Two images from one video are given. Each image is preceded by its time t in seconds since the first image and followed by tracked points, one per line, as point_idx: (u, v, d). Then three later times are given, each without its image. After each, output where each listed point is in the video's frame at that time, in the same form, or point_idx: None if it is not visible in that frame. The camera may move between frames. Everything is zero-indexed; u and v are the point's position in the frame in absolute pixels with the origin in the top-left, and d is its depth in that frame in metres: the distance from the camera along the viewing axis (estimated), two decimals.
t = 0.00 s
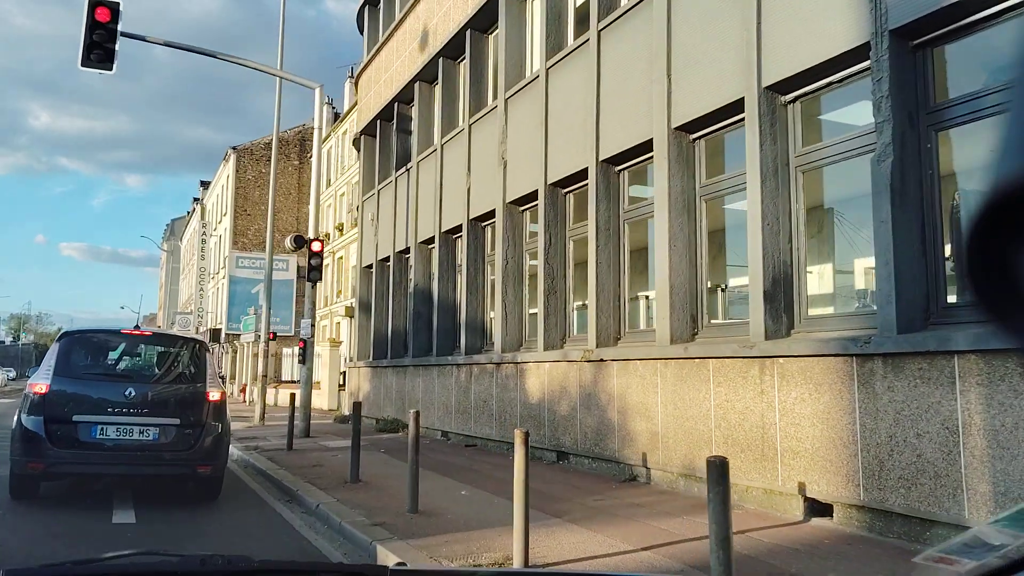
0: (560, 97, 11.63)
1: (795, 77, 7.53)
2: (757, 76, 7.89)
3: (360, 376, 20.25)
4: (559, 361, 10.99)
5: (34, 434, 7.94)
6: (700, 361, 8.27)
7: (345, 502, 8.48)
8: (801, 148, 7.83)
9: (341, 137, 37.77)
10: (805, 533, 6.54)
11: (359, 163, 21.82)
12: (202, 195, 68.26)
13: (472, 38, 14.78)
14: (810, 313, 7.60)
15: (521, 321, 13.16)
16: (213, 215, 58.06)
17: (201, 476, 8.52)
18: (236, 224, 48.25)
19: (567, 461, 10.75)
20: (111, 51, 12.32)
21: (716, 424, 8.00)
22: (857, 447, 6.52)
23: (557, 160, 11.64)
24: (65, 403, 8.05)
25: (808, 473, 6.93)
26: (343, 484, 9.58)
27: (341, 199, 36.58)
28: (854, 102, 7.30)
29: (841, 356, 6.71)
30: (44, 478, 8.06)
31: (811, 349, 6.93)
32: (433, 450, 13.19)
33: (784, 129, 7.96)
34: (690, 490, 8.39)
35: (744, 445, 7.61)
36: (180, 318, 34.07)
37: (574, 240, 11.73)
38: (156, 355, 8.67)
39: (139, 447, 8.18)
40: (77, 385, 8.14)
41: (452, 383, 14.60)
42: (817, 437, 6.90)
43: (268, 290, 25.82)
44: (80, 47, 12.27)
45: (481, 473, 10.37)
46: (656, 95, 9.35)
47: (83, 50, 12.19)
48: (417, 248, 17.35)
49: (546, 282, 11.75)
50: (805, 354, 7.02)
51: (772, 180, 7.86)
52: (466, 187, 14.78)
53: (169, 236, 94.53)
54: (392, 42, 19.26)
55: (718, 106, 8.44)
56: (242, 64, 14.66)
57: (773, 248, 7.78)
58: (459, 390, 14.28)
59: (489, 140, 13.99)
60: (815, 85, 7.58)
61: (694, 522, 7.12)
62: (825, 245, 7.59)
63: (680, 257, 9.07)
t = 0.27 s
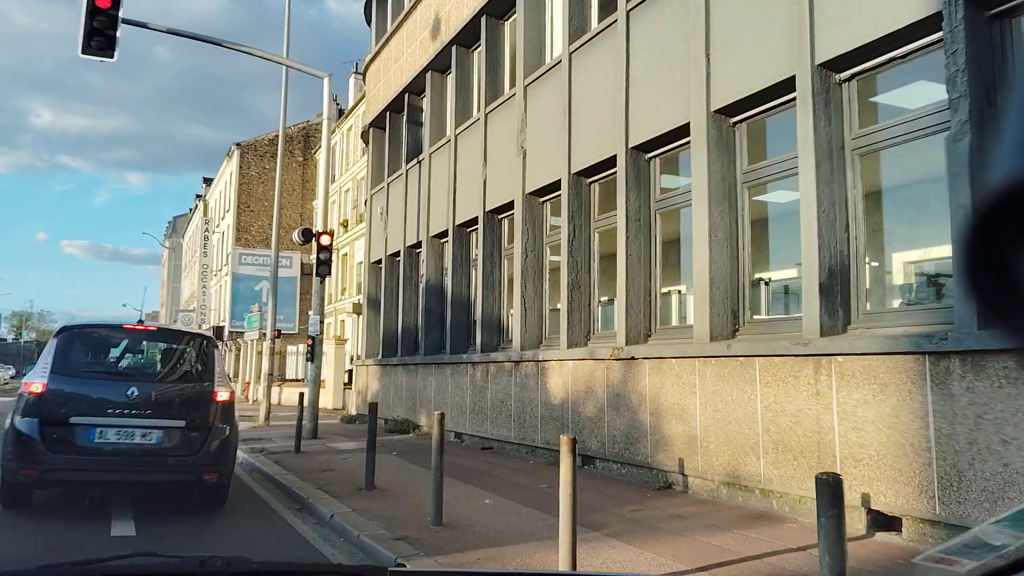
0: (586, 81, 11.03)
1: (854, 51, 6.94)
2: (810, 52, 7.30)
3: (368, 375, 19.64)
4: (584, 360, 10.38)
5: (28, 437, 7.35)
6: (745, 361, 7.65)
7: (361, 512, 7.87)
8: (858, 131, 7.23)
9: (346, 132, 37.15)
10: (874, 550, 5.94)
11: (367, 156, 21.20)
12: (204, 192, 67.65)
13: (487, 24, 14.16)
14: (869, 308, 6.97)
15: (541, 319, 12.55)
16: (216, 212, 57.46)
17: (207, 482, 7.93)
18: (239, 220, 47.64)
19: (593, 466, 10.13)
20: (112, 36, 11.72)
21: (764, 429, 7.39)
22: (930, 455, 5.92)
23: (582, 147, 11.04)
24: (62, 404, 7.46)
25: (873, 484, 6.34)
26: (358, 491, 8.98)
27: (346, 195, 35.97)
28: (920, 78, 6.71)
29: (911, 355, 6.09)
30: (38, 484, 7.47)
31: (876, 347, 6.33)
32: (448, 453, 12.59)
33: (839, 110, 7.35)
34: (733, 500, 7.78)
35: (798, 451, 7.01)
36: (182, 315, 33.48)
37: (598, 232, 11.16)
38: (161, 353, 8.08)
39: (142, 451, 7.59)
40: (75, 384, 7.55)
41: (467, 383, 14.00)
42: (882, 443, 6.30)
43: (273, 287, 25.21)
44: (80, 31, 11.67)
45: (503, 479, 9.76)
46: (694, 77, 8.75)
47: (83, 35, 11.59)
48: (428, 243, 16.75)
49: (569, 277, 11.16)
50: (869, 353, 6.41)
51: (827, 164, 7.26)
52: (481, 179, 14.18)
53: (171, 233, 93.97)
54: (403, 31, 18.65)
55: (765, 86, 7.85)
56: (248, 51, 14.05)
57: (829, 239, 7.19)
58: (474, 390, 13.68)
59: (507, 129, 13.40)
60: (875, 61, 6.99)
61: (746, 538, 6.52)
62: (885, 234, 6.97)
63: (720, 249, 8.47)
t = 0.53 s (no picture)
0: (607, 67, 10.48)
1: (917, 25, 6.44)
2: (867, 27, 6.80)
3: (374, 376, 19.09)
4: (609, 361, 9.83)
5: (20, 445, 6.80)
6: (795, 362, 7.11)
7: (381, 524, 7.33)
8: (919, 112, 6.71)
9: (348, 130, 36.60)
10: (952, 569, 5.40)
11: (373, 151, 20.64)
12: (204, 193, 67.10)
13: (502, 11, 13.62)
14: (933, 304, 6.47)
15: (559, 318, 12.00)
16: (215, 211, 56.87)
17: (214, 492, 7.37)
18: (239, 220, 47.07)
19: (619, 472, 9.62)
20: (111, 25, 11.16)
21: (815, 435, 6.88)
22: (1015, 464, 5.40)
23: (604, 137, 10.49)
24: (56, 408, 6.90)
25: (946, 496, 5.81)
26: (373, 500, 8.44)
27: (348, 194, 35.42)
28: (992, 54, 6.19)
29: (992, 355, 5.56)
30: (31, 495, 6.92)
31: (948, 346, 5.79)
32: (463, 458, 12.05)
33: (895, 90, 6.85)
34: (780, 511, 7.24)
35: (856, 459, 6.49)
36: (181, 316, 32.87)
37: (621, 226, 10.59)
38: (162, 353, 7.53)
39: (142, 459, 7.03)
40: (70, 387, 6.99)
41: (480, 385, 13.46)
42: (956, 450, 5.77)
43: (275, 286, 24.64)
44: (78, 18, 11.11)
45: (525, 486, 9.22)
46: (732, 58, 8.23)
47: (81, 23, 11.03)
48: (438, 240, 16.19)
49: (591, 274, 10.59)
50: (941, 353, 5.88)
51: (886, 149, 6.75)
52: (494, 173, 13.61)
53: (170, 234, 93.39)
54: (411, 22, 18.12)
55: (813, 66, 7.34)
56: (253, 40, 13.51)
57: (888, 229, 6.66)
58: (488, 392, 13.14)
59: (522, 120, 12.83)
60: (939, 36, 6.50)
61: (804, 553, 5.97)
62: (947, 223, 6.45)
63: (761, 242, 7.91)
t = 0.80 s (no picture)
0: (632, 51, 9.95)
1: None
2: None
3: (383, 375, 18.59)
4: (637, 360, 9.31)
5: (15, 448, 6.30)
6: (847, 361, 6.62)
7: (401, 534, 6.85)
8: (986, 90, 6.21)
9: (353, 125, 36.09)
10: None
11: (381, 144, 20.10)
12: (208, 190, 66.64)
13: None
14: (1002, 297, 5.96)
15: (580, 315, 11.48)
16: (219, 208, 56.40)
17: (222, 499, 6.88)
18: (243, 217, 46.60)
19: (648, 476, 9.11)
20: (113, 12, 10.64)
21: (871, 440, 6.39)
22: None
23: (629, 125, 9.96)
24: (53, 409, 6.41)
25: None
26: (390, 507, 7.95)
27: (354, 189, 34.91)
28: None
29: None
30: (26, 503, 6.42)
31: None
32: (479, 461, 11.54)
33: (958, 69, 6.34)
34: (830, 521, 6.73)
35: (919, 468, 6.00)
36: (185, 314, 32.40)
37: (648, 217, 10.08)
38: (167, 350, 7.04)
39: (146, 464, 6.54)
40: (69, 386, 6.50)
41: (495, 384, 12.94)
42: None
43: (281, 283, 24.13)
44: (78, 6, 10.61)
45: (550, 492, 8.72)
46: (774, 37, 7.71)
47: (82, 10, 10.53)
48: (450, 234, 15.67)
49: (616, 268, 10.06)
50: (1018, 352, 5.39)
51: (950, 130, 6.24)
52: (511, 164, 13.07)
53: (173, 231, 92.98)
54: (421, 11, 17.59)
55: (866, 43, 6.82)
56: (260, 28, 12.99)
57: (955, 217, 6.15)
58: (504, 391, 12.64)
59: (540, 109, 12.29)
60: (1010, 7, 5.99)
61: (867, 570, 5.47)
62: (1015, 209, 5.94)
63: (806, 233, 7.40)
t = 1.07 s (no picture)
0: (658, 36, 9.48)
1: None
2: None
3: (389, 376, 18.10)
4: (664, 360, 8.82)
5: (6, 456, 5.79)
6: (905, 362, 6.18)
7: (424, 545, 6.39)
8: None
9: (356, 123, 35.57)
10: None
11: (387, 139, 19.58)
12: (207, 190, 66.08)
13: None
14: None
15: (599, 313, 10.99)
16: (219, 207, 55.90)
17: (229, 510, 6.39)
18: (243, 216, 46.08)
19: (676, 483, 8.64)
20: None
21: (933, 447, 5.95)
22: None
23: (654, 113, 9.48)
24: (46, 414, 5.90)
25: None
26: (408, 517, 7.47)
27: (356, 188, 34.39)
28: None
29: None
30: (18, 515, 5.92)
31: None
32: (493, 466, 11.06)
33: None
34: (885, 533, 6.26)
35: (989, 477, 5.57)
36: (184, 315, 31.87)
37: (673, 211, 9.58)
38: (168, 351, 6.54)
39: (147, 473, 6.05)
40: (63, 389, 6.01)
41: (509, 386, 12.45)
42: None
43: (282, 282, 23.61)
44: None
45: (574, 500, 8.24)
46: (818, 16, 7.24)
47: None
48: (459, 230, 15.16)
49: (640, 265, 9.57)
50: None
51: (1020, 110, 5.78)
52: (525, 157, 12.57)
53: (171, 232, 92.39)
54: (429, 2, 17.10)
55: (922, 19, 6.36)
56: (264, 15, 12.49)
57: None
58: (518, 393, 12.16)
59: (556, 99, 11.79)
60: None
61: None
62: None
63: (854, 224, 6.94)
